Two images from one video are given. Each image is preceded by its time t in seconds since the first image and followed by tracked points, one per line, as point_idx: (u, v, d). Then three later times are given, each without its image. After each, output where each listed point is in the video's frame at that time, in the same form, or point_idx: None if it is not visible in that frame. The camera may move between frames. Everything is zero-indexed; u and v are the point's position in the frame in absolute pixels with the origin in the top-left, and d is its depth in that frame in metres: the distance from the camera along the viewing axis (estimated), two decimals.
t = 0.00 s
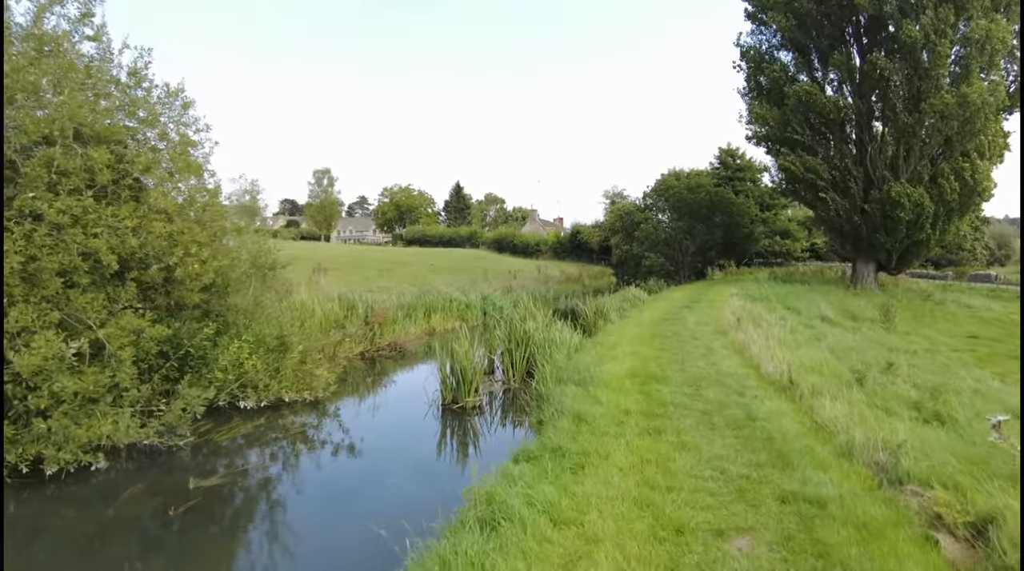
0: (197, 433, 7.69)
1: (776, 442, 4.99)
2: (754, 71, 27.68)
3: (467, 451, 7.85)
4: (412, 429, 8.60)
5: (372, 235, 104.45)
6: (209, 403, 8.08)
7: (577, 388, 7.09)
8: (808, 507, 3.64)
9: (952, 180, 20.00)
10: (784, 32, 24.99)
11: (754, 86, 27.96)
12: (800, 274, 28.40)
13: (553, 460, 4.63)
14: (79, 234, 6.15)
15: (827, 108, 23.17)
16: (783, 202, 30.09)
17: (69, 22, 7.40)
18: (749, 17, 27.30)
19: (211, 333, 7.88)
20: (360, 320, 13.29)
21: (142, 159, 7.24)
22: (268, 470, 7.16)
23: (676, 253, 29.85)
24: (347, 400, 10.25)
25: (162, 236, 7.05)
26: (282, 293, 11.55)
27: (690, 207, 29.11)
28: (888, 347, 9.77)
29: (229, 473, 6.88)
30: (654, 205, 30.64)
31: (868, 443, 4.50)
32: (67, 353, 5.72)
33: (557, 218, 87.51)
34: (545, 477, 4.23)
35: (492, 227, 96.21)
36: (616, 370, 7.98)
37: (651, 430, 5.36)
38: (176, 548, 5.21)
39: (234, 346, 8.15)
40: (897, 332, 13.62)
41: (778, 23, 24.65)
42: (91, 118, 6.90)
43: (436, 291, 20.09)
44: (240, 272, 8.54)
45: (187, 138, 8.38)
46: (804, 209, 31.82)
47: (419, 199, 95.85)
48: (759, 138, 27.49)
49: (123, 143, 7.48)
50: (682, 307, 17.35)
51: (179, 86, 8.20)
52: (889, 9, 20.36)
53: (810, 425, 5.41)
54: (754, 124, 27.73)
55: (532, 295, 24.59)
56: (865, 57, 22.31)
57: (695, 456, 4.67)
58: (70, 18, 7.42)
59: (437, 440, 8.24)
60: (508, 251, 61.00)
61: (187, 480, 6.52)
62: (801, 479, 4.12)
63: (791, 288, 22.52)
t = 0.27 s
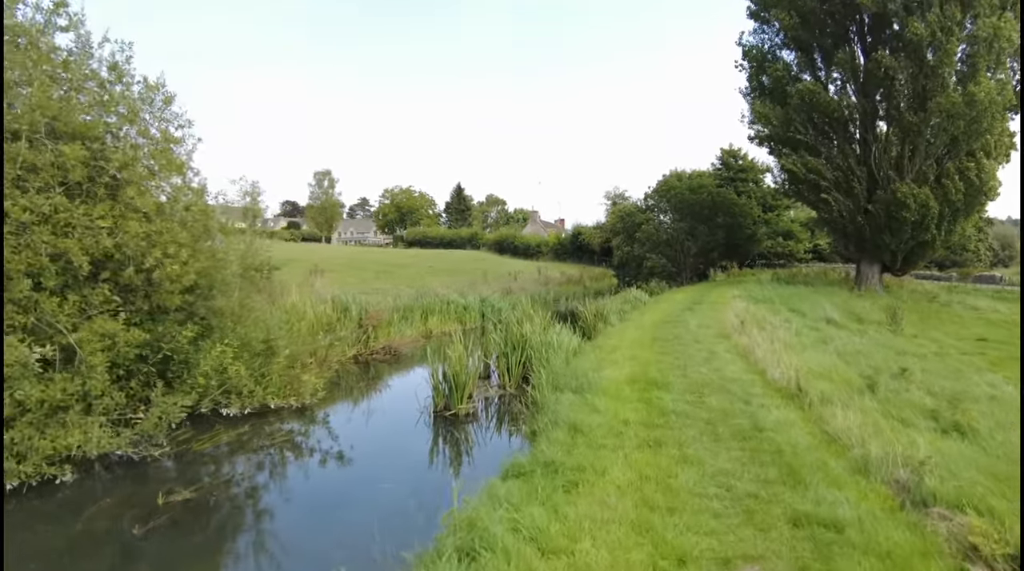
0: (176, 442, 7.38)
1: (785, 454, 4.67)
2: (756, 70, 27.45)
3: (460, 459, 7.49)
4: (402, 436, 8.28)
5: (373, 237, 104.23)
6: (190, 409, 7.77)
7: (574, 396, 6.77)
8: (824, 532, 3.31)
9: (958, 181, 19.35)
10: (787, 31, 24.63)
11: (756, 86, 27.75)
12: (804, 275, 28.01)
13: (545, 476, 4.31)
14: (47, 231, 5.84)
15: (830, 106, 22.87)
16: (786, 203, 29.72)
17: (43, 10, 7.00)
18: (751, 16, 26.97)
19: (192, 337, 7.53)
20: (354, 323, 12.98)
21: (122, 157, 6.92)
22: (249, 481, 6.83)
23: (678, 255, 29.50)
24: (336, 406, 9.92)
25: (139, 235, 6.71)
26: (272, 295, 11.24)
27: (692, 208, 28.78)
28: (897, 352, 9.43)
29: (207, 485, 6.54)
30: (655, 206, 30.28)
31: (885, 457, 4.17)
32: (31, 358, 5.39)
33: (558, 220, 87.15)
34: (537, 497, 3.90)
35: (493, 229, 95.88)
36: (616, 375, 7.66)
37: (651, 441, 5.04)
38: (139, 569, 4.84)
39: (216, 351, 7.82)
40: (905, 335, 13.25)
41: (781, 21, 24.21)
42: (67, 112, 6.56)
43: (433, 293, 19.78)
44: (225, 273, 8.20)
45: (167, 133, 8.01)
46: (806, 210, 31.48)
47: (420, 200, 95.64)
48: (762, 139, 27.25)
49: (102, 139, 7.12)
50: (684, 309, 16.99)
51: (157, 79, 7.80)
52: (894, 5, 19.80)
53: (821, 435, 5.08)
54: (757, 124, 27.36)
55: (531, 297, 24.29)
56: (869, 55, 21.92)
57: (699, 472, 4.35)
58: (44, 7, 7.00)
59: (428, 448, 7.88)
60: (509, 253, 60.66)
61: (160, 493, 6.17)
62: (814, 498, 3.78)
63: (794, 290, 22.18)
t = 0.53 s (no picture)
0: (151, 448, 7.04)
1: (793, 467, 4.34)
2: (760, 65, 26.75)
3: (452, 466, 7.10)
4: (390, 441, 7.94)
5: (374, 235, 103.86)
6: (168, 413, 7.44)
7: (569, 400, 6.45)
8: (840, 559, 3.00)
9: (964, 178, 19.26)
10: (793, 25, 23.87)
11: (760, 81, 27.00)
12: (807, 274, 27.61)
13: (535, 491, 3.98)
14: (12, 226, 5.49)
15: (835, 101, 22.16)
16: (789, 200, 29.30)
17: None
18: (756, 10, 26.44)
19: (168, 337, 7.18)
20: (345, 322, 12.66)
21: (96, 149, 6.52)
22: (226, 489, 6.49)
23: (680, 253, 29.14)
24: (324, 409, 9.58)
25: (112, 230, 6.35)
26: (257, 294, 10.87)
27: (694, 206, 28.44)
28: (907, 354, 9.08)
29: (177, 494, 6.17)
30: (658, 204, 29.81)
31: (903, 472, 3.84)
32: None
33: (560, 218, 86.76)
34: (526, 517, 3.59)
35: (494, 227, 95.53)
36: (614, 378, 7.33)
37: (649, 451, 4.71)
38: None
39: (193, 352, 7.46)
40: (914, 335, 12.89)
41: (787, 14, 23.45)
42: (39, 100, 6.17)
43: (430, 291, 19.46)
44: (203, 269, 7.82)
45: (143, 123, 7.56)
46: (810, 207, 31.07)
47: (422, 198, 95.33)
48: (765, 135, 26.55)
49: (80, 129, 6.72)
50: (686, 308, 16.63)
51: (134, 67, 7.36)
52: None
53: (832, 445, 4.75)
54: (760, 120, 26.80)
55: (531, 295, 23.96)
56: (875, 52, 21.84)
57: (701, 487, 4.02)
58: None
59: (418, 454, 7.49)
60: (510, 251, 60.33)
61: (123, 506, 5.78)
62: (827, 516, 3.47)
63: (798, 289, 21.82)
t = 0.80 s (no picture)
0: (124, 460, 6.71)
1: (801, 489, 4.02)
2: (763, 63, 26.39)
3: (442, 477, 6.77)
4: (378, 449, 7.64)
5: (374, 235, 103.57)
6: (144, 422, 7.13)
7: (563, 411, 6.12)
8: None
9: (970, 178, 18.88)
10: (796, 23, 23.58)
11: (762, 79, 26.58)
12: (810, 274, 27.26)
13: (523, 517, 3.68)
14: None
15: (839, 100, 21.80)
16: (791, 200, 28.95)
17: None
18: (758, 8, 26.10)
19: (143, 343, 6.84)
20: (336, 325, 12.38)
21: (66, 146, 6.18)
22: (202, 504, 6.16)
23: (681, 253, 28.82)
24: (310, 416, 9.25)
25: (82, 230, 6.01)
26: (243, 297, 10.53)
27: (696, 205, 28.15)
28: (916, 359, 8.75)
29: (146, 511, 5.81)
30: (658, 203, 29.47)
31: (922, 499, 3.52)
32: None
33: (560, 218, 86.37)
34: (512, 551, 3.28)
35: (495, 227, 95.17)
36: (611, 386, 7.01)
37: (646, 471, 4.40)
38: None
39: (170, 359, 7.12)
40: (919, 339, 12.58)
41: (790, 13, 23.20)
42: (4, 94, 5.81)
43: (427, 292, 19.16)
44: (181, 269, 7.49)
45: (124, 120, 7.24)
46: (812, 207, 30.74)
47: (422, 198, 94.99)
48: (766, 133, 26.23)
49: (50, 128, 6.35)
50: (687, 309, 16.32)
51: (111, 61, 6.99)
52: None
53: (842, 463, 4.43)
54: (763, 118, 26.53)
55: (529, 296, 23.66)
56: (879, 50, 21.32)
57: (701, 513, 3.71)
58: None
59: (405, 467, 7.07)
60: (510, 251, 59.98)
61: (84, 529, 5.40)
62: (841, 549, 3.17)
63: (801, 290, 21.47)
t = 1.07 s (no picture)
0: (95, 467, 6.47)
1: (803, 505, 3.72)
2: (763, 60, 26.02)
3: (427, 486, 6.44)
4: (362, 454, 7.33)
5: (373, 234, 103.24)
6: (117, 427, 6.88)
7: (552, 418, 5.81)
8: None
9: (974, 175, 18.58)
10: (796, 19, 23.27)
11: (762, 77, 26.24)
12: (811, 273, 26.93)
13: (501, 539, 3.38)
14: None
15: (839, 98, 21.44)
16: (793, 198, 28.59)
17: None
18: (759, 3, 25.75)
19: (116, 345, 6.58)
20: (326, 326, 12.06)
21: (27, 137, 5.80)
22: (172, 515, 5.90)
23: (681, 252, 28.53)
24: (292, 420, 8.99)
25: (45, 225, 5.72)
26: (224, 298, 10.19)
27: (696, 204, 27.83)
28: (922, 361, 8.43)
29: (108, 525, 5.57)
30: (658, 202, 29.14)
31: (937, 519, 3.21)
32: None
33: (560, 217, 85.97)
34: None
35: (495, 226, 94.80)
36: (604, 390, 6.69)
37: (636, 485, 4.10)
38: None
39: (143, 362, 6.85)
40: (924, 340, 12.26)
41: (790, 8, 22.89)
42: None
43: (422, 291, 18.86)
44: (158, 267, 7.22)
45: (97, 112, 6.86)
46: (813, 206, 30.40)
47: (422, 197, 94.63)
48: (767, 131, 25.92)
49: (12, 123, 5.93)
50: (686, 309, 16.00)
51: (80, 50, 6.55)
52: None
53: (847, 476, 4.13)
54: (763, 116, 26.31)
55: (527, 295, 23.37)
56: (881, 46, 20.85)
57: (694, 533, 3.41)
58: None
59: (390, 474, 6.76)
60: (510, 250, 59.62)
61: (43, 542, 5.19)
62: None
63: (802, 289, 21.17)
